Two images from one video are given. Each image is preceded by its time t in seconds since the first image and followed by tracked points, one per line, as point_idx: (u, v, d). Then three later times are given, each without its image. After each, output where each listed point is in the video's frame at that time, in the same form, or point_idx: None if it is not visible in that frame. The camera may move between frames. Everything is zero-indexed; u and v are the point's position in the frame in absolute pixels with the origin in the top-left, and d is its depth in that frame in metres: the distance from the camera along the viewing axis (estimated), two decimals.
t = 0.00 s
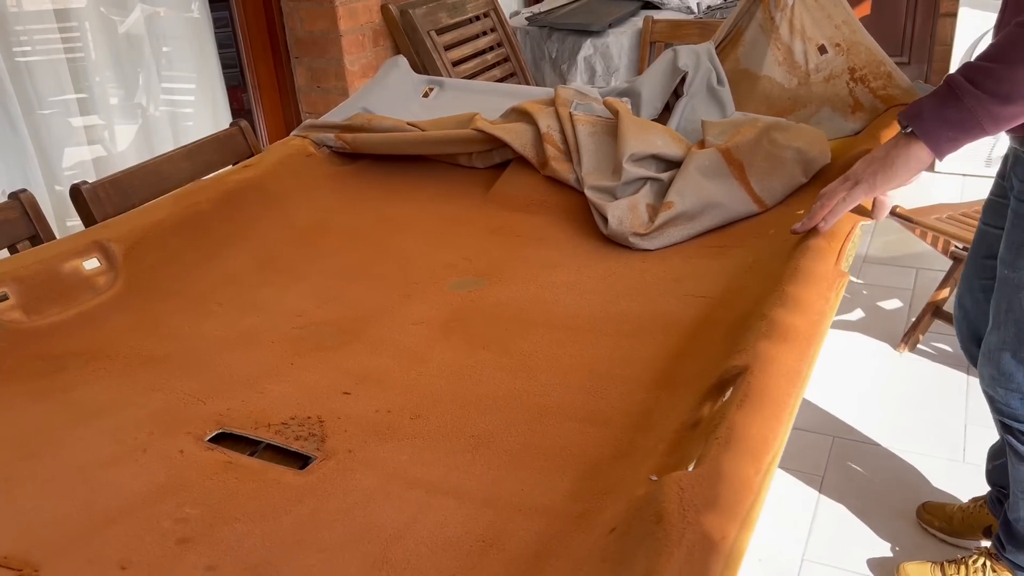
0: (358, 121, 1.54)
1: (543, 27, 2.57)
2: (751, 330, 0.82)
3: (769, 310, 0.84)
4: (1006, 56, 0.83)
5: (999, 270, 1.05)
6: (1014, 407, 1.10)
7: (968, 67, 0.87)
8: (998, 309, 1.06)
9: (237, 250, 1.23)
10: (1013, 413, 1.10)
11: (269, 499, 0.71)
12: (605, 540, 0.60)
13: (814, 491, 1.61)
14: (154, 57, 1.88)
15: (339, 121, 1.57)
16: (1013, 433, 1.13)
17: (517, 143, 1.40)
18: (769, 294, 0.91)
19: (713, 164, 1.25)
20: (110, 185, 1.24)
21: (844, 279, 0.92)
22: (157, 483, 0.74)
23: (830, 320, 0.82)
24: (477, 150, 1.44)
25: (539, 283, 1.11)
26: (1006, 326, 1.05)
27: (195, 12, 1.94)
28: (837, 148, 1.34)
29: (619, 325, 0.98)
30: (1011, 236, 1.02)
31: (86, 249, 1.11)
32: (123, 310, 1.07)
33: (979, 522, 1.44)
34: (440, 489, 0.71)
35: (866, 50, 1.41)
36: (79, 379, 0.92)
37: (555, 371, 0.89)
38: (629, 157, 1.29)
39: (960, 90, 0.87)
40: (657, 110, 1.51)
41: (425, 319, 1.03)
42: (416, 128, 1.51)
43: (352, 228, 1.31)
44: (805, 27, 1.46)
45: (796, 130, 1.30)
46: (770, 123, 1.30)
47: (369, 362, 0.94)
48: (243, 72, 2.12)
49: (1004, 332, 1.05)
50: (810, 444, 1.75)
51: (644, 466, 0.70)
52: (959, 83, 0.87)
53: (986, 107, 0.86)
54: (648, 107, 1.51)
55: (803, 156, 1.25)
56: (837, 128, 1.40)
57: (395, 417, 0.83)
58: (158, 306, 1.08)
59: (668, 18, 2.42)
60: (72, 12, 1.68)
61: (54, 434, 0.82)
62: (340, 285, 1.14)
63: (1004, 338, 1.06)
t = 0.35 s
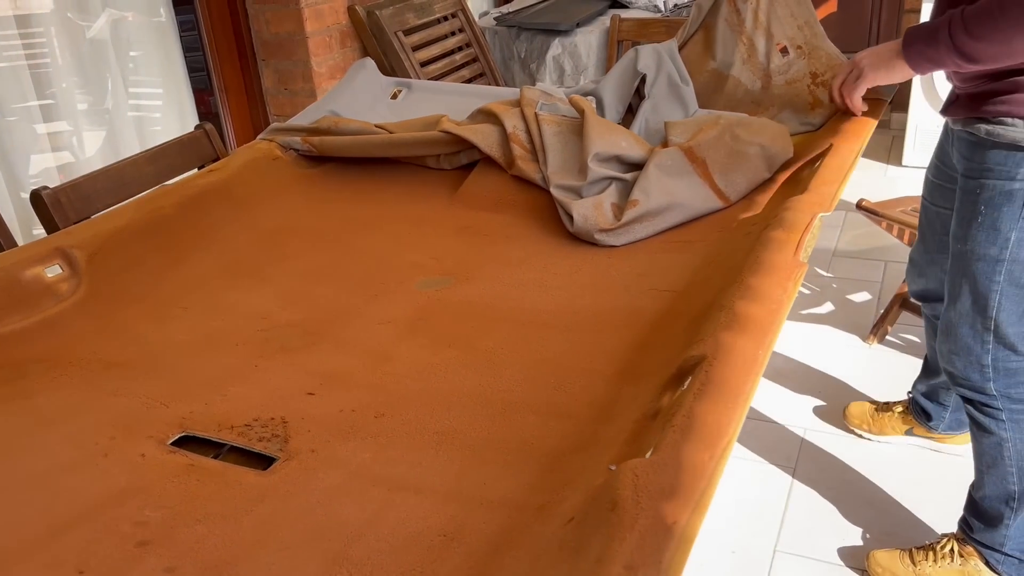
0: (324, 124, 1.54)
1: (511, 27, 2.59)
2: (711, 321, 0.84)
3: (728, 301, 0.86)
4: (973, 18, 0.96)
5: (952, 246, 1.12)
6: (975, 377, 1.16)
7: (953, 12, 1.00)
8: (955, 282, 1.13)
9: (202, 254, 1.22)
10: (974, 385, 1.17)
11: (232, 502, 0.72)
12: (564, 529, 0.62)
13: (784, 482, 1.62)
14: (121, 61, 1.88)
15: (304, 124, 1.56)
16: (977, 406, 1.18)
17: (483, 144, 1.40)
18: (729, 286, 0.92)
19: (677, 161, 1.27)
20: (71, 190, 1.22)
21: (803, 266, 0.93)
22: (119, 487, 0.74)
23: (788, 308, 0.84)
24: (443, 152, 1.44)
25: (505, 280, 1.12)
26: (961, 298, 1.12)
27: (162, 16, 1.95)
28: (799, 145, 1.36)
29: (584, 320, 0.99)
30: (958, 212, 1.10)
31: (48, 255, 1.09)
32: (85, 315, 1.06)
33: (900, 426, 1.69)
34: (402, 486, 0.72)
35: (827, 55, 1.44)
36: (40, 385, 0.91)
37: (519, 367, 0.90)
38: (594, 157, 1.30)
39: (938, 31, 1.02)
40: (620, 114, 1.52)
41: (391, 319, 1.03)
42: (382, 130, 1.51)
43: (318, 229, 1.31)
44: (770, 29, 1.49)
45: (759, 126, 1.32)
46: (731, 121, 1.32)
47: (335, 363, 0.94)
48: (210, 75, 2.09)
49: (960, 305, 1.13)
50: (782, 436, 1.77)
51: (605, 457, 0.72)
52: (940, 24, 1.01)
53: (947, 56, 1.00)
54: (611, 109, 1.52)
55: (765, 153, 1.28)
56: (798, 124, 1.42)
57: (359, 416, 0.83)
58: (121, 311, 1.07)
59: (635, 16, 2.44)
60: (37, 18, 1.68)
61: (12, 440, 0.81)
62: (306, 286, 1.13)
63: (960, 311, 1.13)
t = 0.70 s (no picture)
0: (290, 128, 1.53)
1: (477, 30, 2.60)
2: (678, 317, 0.85)
3: (694, 297, 0.87)
4: None
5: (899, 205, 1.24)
6: (931, 326, 1.29)
7: None
8: (910, 242, 1.24)
9: (168, 260, 1.21)
10: (931, 335, 1.29)
11: (201, 508, 0.71)
12: (536, 526, 0.62)
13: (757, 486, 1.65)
14: (82, 67, 1.86)
15: (270, 128, 1.55)
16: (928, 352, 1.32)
17: (450, 146, 1.40)
18: (696, 282, 0.93)
19: (643, 162, 1.29)
20: (32, 198, 1.20)
21: (768, 263, 0.94)
22: (85, 496, 0.73)
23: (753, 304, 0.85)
24: (410, 156, 1.44)
25: (474, 281, 1.12)
26: (918, 254, 1.23)
27: (123, 21, 1.94)
28: (762, 144, 1.39)
29: (553, 319, 1.00)
30: (911, 173, 1.20)
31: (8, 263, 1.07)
32: (48, 323, 1.04)
33: (866, 419, 1.74)
34: (373, 488, 0.72)
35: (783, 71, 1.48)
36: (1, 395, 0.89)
37: (489, 367, 0.90)
38: (561, 158, 1.31)
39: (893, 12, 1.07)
40: (587, 118, 1.53)
41: (360, 322, 1.03)
42: (349, 134, 1.51)
43: (286, 233, 1.30)
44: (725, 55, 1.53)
45: (723, 126, 1.34)
46: (695, 120, 1.34)
47: (304, 366, 0.93)
48: (174, 80, 2.06)
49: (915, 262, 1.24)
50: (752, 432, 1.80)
51: (574, 454, 0.73)
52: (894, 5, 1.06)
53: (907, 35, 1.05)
54: (578, 113, 1.53)
55: (729, 151, 1.29)
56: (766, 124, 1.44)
57: (328, 419, 0.83)
58: (85, 319, 1.06)
59: (599, 19, 2.46)
60: None
61: None
62: (274, 291, 1.12)
63: (917, 267, 1.24)
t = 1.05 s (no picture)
0: (260, 136, 1.52)
1: (450, 36, 2.61)
2: (648, 321, 0.86)
3: (663, 302, 0.88)
4: None
5: (866, 191, 1.41)
6: (894, 300, 1.49)
7: None
8: (880, 227, 1.40)
9: (137, 268, 1.20)
10: (894, 307, 1.50)
11: (171, 519, 0.71)
12: (506, 532, 0.63)
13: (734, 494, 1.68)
14: (50, 74, 1.84)
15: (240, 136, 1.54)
16: (889, 319, 1.52)
17: (422, 154, 1.40)
18: (665, 287, 0.94)
19: (612, 168, 1.30)
20: None
21: (735, 267, 0.96)
22: (52, 509, 0.72)
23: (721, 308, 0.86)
24: (382, 164, 1.44)
25: (446, 287, 1.13)
26: (887, 237, 1.41)
27: (92, 27, 1.92)
28: (731, 150, 1.40)
29: (524, 325, 1.00)
30: (881, 164, 1.35)
31: None
32: (13, 334, 1.03)
33: (837, 419, 1.86)
34: (345, 496, 0.72)
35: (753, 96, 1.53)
36: None
37: (461, 374, 0.91)
38: (532, 164, 1.32)
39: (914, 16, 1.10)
40: (558, 126, 1.55)
41: (332, 329, 1.03)
42: (320, 141, 1.50)
43: (257, 241, 1.29)
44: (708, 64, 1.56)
45: (691, 131, 1.35)
46: (665, 126, 1.36)
47: (275, 375, 0.93)
48: (144, 88, 2.04)
49: (884, 244, 1.42)
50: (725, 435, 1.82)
51: (544, 459, 0.74)
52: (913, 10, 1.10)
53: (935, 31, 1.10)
54: (549, 121, 1.54)
55: (698, 157, 1.31)
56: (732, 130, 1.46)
57: (299, 427, 0.83)
58: (51, 330, 1.04)
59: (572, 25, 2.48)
60: None
61: None
62: (245, 299, 1.12)
63: (885, 248, 1.42)
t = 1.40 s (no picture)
0: (241, 143, 1.52)
1: (432, 43, 2.62)
2: (629, 326, 0.87)
3: (644, 307, 0.89)
4: (984, 16, 1.07)
5: (861, 198, 1.45)
6: (890, 303, 1.52)
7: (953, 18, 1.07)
8: (876, 232, 1.44)
9: (116, 276, 1.19)
10: (890, 309, 1.53)
11: (150, 528, 0.71)
12: (487, 537, 0.63)
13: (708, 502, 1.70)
14: (29, 81, 1.82)
15: (221, 142, 1.54)
16: (884, 321, 1.55)
17: (404, 160, 1.41)
18: (646, 292, 0.95)
19: (594, 174, 1.31)
20: None
21: (715, 272, 0.97)
22: (30, 518, 0.72)
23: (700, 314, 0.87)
24: (364, 170, 1.44)
25: (427, 293, 1.13)
26: (882, 241, 1.44)
27: (72, 33, 1.91)
28: (711, 156, 1.42)
29: (505, 330, 1.01)
30: (876, 169, 1.39)
31: None
32: None
33: (816, 423, 1.88)
34: (326, 503, 0.72)
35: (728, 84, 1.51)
36: None
37: (442, 380, 0.91)
38: (514, 170, 1.32)
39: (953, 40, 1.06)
40: (539, 132, 1.56)
41: (313, 336, 1.03)
42: (301, 148, 1.50)
43: (237, 248, 1.29)
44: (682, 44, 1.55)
45: (673, 138, 1.37)
46: (645, 133, 1.37)
47: (256, 382, 0.93)
48: (124, 94, 2.03)
49: (880, 247, 1.45)
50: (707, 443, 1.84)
51: (525, 465, 0.74)
52: (955, 33, 1.06)
53: (972, 53, 1.08)
54: (531, 127, 1.55)
55: (678, 163, 1.32)
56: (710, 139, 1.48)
57: (280, 435, 0.83)
58: (29, 337, 1.04)
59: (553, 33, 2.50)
60: None
61: None
62: (225, 306, 1.12)
63: (881, 251, 1.45)
